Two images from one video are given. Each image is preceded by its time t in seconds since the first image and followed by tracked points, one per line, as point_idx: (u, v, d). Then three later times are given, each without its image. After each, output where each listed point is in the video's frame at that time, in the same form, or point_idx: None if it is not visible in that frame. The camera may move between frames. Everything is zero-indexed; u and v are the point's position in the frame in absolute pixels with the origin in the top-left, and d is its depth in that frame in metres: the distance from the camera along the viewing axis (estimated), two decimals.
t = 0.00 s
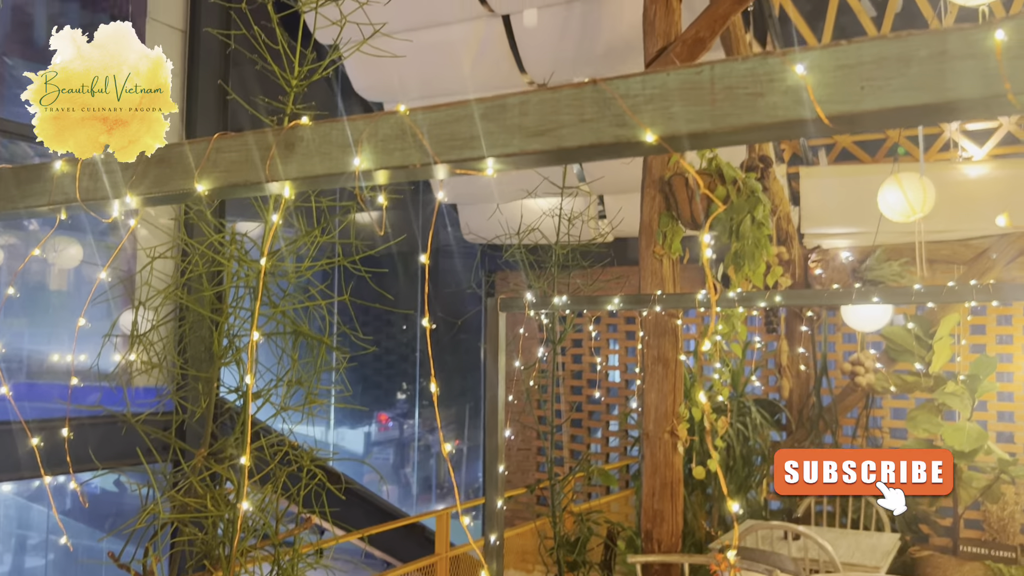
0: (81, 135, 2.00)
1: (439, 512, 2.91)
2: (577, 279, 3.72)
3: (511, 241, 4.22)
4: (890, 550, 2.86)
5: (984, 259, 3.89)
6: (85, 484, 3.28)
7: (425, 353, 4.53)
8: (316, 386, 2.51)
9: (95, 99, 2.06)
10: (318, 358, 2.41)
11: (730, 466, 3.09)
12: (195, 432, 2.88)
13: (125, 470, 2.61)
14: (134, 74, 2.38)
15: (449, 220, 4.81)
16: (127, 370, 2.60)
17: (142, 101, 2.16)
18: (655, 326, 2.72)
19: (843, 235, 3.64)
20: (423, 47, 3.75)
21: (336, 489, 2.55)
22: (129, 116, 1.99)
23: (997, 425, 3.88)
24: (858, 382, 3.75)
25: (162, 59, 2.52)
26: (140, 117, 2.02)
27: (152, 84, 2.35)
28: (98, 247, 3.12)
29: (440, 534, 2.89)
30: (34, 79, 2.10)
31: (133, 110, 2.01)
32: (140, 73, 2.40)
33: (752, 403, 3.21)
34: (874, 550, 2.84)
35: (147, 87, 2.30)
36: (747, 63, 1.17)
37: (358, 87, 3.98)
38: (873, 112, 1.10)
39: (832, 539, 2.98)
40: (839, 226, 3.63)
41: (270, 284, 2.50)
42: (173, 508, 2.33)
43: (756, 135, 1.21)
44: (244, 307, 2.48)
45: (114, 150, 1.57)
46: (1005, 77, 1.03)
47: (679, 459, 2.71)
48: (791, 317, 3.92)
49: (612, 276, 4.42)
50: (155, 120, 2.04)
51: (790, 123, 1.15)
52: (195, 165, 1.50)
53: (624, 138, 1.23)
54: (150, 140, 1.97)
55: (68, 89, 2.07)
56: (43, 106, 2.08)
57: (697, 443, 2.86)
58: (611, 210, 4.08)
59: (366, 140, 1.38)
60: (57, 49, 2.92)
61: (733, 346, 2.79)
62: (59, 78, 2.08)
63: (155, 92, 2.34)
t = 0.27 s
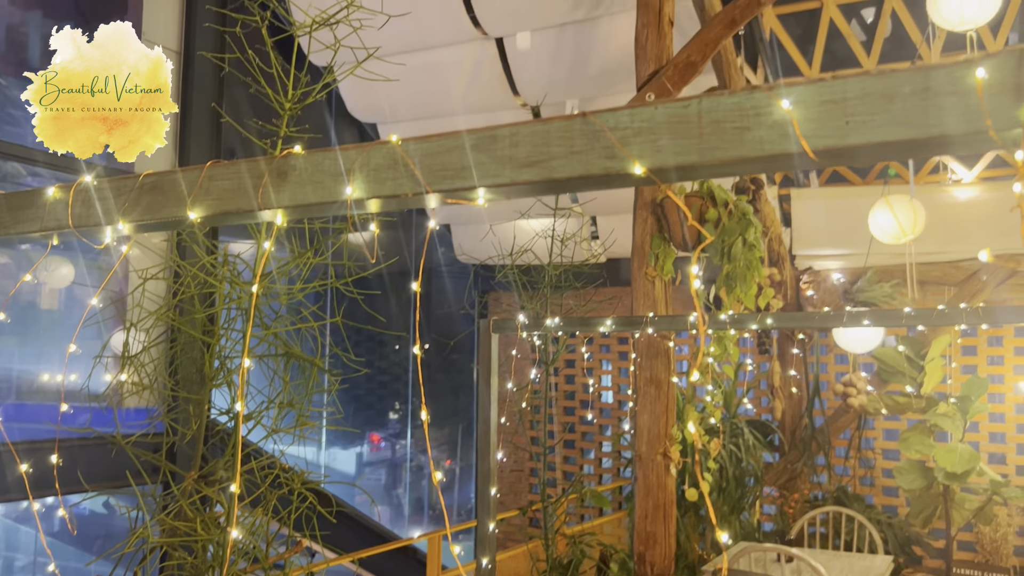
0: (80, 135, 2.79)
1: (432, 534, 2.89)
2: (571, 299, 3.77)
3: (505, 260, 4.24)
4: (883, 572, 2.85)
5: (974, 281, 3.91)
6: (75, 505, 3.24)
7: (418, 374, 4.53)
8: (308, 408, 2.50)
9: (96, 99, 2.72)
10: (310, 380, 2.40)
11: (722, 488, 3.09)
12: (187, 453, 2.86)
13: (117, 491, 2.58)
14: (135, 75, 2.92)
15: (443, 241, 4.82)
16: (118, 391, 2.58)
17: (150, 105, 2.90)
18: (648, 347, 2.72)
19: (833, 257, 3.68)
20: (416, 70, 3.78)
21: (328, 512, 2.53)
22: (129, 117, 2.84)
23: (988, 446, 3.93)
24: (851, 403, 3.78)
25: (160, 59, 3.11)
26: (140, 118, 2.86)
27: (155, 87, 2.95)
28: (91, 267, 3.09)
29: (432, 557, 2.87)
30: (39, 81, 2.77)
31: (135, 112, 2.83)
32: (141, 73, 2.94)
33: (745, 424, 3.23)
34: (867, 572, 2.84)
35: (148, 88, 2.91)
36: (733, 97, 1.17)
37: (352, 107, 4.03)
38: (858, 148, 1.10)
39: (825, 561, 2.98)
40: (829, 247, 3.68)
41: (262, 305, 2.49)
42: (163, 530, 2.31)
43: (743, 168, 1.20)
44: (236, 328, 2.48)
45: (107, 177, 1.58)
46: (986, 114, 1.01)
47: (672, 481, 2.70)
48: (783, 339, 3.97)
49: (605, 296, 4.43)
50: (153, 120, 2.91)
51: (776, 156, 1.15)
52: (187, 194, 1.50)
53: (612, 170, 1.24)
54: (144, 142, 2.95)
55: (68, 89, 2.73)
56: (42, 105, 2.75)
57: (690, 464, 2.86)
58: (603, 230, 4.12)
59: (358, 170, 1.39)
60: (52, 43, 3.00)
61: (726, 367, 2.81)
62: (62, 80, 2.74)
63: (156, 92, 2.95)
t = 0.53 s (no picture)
0: (81, 135, 2.79)
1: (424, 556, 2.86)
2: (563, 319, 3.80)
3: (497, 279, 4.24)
4: None
5: (966, 302, 3.93)
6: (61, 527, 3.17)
7: (411, 393, 4.52)
8: (300, 428, 2.48)
9: (96, 99, 2.69)
10: (302, 401, 2.38)
11: (716, 510, 3.07)
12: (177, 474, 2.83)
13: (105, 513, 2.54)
14: (134, 75, 2.88)
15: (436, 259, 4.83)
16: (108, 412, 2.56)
17: (149, 105, 2.89)
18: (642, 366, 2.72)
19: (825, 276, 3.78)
20: (410, 92, 3.83)
21: (319, 534, 2.50)
22: (130, 117, 2.83)
23: (981, 467, 3.95)
24: (844, 423, 3.80)
25: (159, 59, 3.06)
26: (139, 118, 2.85)
27: (153, 87, 2.95)
28: (82, 286, 3.09)
29: None
30: (38, 82, 2.71)
31: (135, 113, 2.81)
32: (140, 74, 2.92)
33: (738, 444, 3.23)
34: None
35: (149, 89, 2.89)
36: (723, 125, 1.19)
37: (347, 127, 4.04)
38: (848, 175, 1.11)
39: None
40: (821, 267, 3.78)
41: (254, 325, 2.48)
42: (152, 553, 2.27)
43: (734, 195, 1.22)
44: (228, 348, 2.46)
45: (100, 200, 1.58)
46: (972, 143, 1.04)
47: (665, 502, 2.67)
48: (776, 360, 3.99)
49: (598, 316, 4.45)
50: (153, 121, 2.89)
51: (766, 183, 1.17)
52: (181, 217, 1.50)
53: (605, 196, 1.25)
54: (144, 142, 2.92)
55: (68, 89, 2.67)
56: (42, 105, 2.71)
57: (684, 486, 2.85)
58: (596, 250, 4.16)
59: (352, 194, 1.39)
60: (52, 42, 2.99)
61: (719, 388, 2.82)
62: (62, 80, 2.67)
63: (157, 92, 2.95)
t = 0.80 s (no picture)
0: (80, 135, 2.75)
1: None
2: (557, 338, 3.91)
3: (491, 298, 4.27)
4: None
5: (957, 323, 3.93)
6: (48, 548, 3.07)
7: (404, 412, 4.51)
8: (291, 448, 2.46)
9: (96, 99, 2.64)
10: (294, 421, 2.37)
11: (709, 529, 3.05)
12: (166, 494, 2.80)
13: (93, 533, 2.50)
14: (135, 74, 2.79)
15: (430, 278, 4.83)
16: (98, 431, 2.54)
17: (149, 105, 2.82)
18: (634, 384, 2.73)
19: (818, 296, 3.87)
20: (404, 111, 3.85)
21: (309, 555, 2.48)
22: (129, 117, 2.78)
23: (975, 488, 3.96)
24: (837, 443, 3.81)
25: (160, 58, 2.94)
26: (139, 118, 2.81)
27: (153, 87, 2.85)
28: (72, 304, 3.05)
29: None
30: (39, 82, 2.66)
31: (135, 113, 2.78)
32: (141, 73, 2.82)
33: (732, 464, 3.23)
34: None
35: (148, 88, 2.83)
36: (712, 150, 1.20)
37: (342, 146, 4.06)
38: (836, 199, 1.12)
39: None
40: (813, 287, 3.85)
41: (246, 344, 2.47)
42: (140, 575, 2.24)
43: (723, 219, 1.23)
44: (219, 367, 2.45)
45: (93, 221, 1.58)
46: (959, 169, 1.05)
47: (658, 523, 2.65)
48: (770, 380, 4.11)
49: (591, 335, 4.46)
50: (152, 121, 2.86)
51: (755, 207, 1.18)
52: (174, 237, 1.50)
53: (596, 219, 1.26)
54: (142, 142, 2.87)
55: (68, 89, 2.62)
56: (42, 105, 2.68)
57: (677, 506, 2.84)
58: (590, 270, 4.20)
59: (345, 216, 1.40)
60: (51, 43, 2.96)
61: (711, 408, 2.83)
62: (62, 80, 2.61)
63: (156, 92, 2.87)
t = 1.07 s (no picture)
0: (81, 134, 2.64)
1: None
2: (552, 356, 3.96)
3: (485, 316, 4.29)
4: None
5: (949, 342, 3.92)
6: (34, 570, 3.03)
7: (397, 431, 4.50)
8: (282, 468, 2.44)
9: (96, 99, 2.52)
10: (285, 441, 2.35)
11: (702, 550, 3.02)
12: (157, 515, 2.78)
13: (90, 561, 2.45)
14: (135, 74, 2.65)
15: (424, 295, 4.86)
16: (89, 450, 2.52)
17: (148, 104, 2.67)
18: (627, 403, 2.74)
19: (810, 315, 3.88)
20: (398, 131, 3.87)
21: None
22: (129, 117, 2.65)
23: (968, 508, 3.94)
24: (830, 463, 3.80)
25: (160, 58, 2.81)
26: (139, 118, 2.67)
27: (153, 86, 2.70)
28: (62, 320, 3.03)
29: None
30: (38, 80, 2.54)
31: (136, 114, 2.63)
32: (141, 73, 2.68)
33: (725, 484, 3.23)
34: None
35: (148, 88, 2.67)
36: (701, 177, 1.21)
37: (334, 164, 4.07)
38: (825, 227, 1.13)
39: None
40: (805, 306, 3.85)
41: (238, 364, 2.47)
42: None
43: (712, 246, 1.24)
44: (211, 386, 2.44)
45: (86, 243, 1.58)
46: (944, 199, 1.07)
47: (651, 544, 2.61)
48: (762, 400, 4.13)
49: (585, 353, 4.46)
50: (152, 119, 2.73)
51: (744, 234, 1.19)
52: (166, 260, 1.51)
53: (587, 245, 1.26)
54: (141, 142, 2.76)
55: (67, 89, 2.50)
56: (42, 105, 2.57)
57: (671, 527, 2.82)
58: (583, 288, 4.22)
59: (337, 240, 1.40)
60: (52, 42, 2.86)
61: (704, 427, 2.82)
62: (61, 80, 2.50)
63: (157, 92, 2.72)
